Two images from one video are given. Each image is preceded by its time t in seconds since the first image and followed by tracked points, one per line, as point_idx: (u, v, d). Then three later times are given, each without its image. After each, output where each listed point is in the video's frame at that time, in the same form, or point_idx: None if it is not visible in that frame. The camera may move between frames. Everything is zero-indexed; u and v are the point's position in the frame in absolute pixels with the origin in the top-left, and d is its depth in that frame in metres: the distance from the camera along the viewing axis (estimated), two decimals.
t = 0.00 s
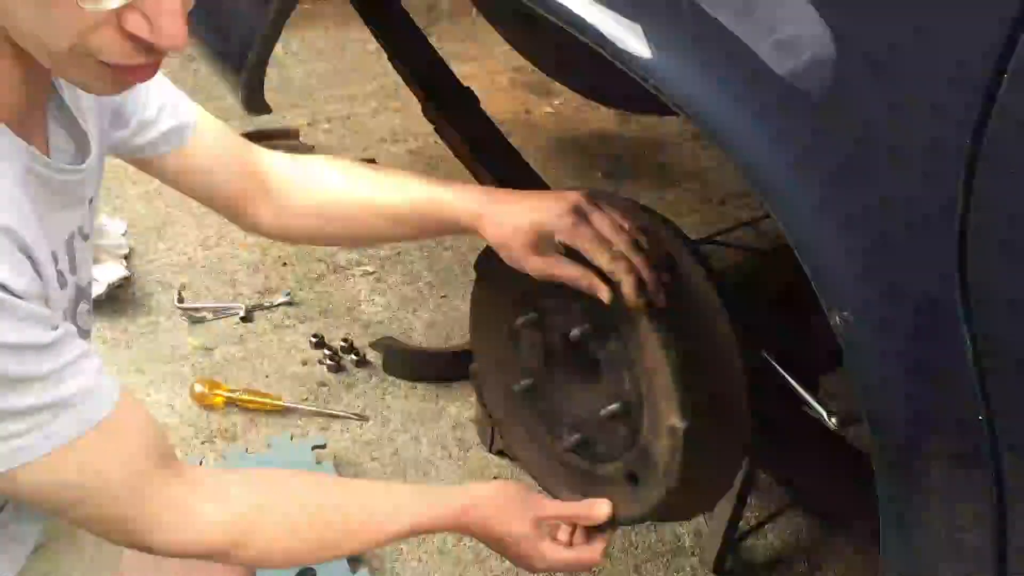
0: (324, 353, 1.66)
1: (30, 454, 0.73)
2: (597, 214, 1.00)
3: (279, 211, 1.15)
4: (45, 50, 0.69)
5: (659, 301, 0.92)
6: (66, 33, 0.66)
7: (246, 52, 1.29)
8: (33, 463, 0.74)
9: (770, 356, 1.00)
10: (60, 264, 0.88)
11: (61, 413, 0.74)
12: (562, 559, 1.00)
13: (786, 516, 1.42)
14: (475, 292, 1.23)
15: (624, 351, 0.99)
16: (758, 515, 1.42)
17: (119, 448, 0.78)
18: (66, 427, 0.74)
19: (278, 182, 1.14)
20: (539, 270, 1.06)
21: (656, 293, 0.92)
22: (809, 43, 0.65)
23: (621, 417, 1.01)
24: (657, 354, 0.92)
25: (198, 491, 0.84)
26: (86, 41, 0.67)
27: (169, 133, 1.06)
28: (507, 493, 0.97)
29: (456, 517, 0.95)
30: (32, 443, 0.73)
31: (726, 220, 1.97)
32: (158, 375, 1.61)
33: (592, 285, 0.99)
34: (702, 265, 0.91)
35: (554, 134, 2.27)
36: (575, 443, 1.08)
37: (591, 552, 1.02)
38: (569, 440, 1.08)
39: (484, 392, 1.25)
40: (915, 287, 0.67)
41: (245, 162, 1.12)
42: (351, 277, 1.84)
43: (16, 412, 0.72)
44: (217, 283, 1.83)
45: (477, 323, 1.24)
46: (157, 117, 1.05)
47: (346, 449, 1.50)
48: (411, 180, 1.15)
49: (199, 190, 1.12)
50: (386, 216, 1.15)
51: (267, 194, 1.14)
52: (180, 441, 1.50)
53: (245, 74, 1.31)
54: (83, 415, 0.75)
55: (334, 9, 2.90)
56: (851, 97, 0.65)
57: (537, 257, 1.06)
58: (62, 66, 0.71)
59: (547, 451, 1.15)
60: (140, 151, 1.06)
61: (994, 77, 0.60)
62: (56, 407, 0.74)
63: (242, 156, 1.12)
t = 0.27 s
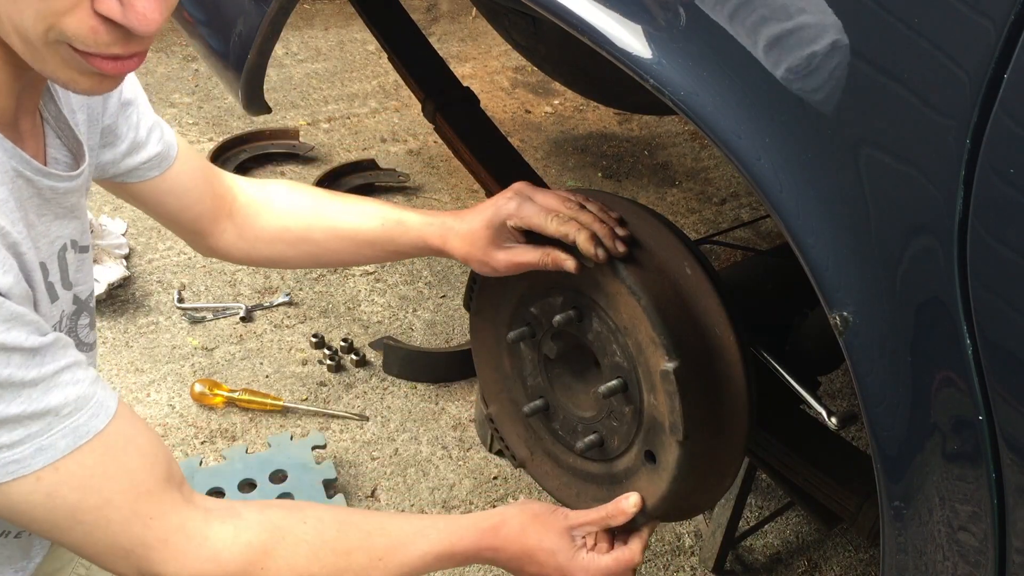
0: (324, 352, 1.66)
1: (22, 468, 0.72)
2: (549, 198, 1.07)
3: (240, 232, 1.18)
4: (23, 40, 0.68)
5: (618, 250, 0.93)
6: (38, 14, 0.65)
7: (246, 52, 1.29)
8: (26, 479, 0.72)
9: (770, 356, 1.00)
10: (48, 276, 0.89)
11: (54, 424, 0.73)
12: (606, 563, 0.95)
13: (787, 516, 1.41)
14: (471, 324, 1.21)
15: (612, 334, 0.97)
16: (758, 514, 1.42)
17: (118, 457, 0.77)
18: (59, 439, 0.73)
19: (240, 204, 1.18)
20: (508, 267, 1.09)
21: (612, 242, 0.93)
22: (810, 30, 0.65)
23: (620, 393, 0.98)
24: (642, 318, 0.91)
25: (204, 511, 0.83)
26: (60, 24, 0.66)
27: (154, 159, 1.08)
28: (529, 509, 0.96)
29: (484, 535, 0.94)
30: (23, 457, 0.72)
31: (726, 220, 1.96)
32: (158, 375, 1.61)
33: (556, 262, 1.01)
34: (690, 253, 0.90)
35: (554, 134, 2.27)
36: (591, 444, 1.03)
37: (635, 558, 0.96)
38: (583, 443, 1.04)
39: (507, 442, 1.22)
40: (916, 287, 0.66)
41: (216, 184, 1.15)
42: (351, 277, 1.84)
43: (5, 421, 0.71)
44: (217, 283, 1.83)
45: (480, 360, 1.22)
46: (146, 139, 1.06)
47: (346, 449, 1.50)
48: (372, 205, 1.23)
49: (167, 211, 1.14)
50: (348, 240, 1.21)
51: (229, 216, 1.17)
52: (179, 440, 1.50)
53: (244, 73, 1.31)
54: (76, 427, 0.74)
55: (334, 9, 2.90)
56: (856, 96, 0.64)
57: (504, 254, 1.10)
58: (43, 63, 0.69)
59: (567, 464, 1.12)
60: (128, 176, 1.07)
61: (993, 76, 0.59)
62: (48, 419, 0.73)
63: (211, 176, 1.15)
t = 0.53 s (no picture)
0: (324, 352, 1.66)
1: (27, 470, 0.72)
2: (522, 197, 1.08)
3: (224, 248, 1.19)
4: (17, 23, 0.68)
5: (591, 229, 0.94)
6: None
7: (246, 52, 1.29)
8: (29, 483, 0.72)
9: (769, 356, 1.00)
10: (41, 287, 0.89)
11: (57, 425, 0.74)
12: (625, 550, 0.94)
13: (786, 516, 1.41)
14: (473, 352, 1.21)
15: (602, 318, 0.97)
16: (758, 515, 1.42)
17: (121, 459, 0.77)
18: (64, 440, 0.74)
19: (226, 220, 1.19)
20: (493, 270, 1.10)
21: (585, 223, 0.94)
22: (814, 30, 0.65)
23: (617, 378, 0.96)
24: (626, 293, 0.91)
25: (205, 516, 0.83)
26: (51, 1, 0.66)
27: (150, 176, 1.08)
28: (541, 507, 0.96)
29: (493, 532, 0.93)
30: (28, 459, 0.72)
31: (726, 220, 1.96)
32: (158, 375, 1.61)
33: (538, 257, 1.02)
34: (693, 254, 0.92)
35: (554, 134, 2.27)
36: (599, 441, 1.02)
37: (654, 544, 0.95)
38: (592, 439, 1.02)
39: (522, 460, 1.21)
40: (916, 288, 0.66)
41: (204, 201, 1.16)
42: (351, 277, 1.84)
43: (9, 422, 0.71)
44: (217, 283, 1.83)
45: (487, 388, 1.23)
46: (144, 155, 1.06)
47: (345, 449, 1.50)
48: (358, 223, 1.24)
49: (156, 229, 1.14)
50: (333, 259, 1.22)
51: (214, 231, 1.17)
52: (179, 440, 1.50)
53: (244, 74, 1.31)
54: (80, 428, 0.75)
55: (334, 9, 2.90)
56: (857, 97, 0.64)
57: (487, 258, 1.11)
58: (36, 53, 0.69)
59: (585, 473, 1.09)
60: (125, 195, 1.07)
61: (993, 76, 0.59)
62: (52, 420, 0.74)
63: (199, 190, 1.15)
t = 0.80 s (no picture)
0: (324, 352, 1.66)
1: (30, 484, 0.72)
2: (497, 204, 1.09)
3: (214, 264, 1.18)
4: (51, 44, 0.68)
5: (563, 217, 0.97)
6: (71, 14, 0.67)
7: (246, 52, 1.29)
8: (34, 495, 0.73)
9: (769, 356, 1.00)
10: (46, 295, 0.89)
11: (62, 437, 0.74)
12: (640, 529, 0.91)
13: (786, 516, 1.41)
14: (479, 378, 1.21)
15: (590, 307, 0.97)
16: (758, 514, 1.42)
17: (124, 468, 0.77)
18: (68, 453, 0.74)
19: (216, 236, 1.18)
20: (479, 278, 1.09)
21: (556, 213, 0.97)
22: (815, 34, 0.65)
23: (611, 363, 0.96)
24: (603, 269, 0.92)
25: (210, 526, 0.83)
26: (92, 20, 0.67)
27: (146, 191, 1.07)
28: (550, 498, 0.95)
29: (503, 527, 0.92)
30: (32, 472, 0.72)
31: (726, 220, 1.96)
32: (158, 375, 1.61)
33: (519, 256, 1.02)
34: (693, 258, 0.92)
35: (554, 134, 2.27)
36: (606, 434, 1.00)
37: (670, 524, 0.92)
38: (598, 433, 1.01)
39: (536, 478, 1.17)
40: (916, 288, 0.66)
41: (194, 215, 1.16)
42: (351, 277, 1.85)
43: (11, 435, 0.71)
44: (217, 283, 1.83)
45: (498, 415, 1.21)
46: (142, 170, 1.06)
47: (345, 449, 1.50)
48: (351, 244, 1.23)
49: (145, 241, 1.13)
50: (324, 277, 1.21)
51: (204, 246, 1.17)
52: (179, 440, 1.50)
53: (244, 74, 1.31)
54: (85, 439, 0.75)
55: (334, 9, 2.90)
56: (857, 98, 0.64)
57: (473, 267, 1.10)
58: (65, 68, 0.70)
59: (602, 475, 1.07)
60: (119, 208, 1.06)
61: (993, 76, 0.59)
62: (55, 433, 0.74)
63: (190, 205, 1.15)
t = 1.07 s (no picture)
0: (324, 352, 1.66)
1: (41, 499, 0.73)
2: (498, 202, 1.09)
3: (215, 247, 1.18)
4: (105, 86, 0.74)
5: (565, 217, 0.97)
6: (134, 64, 0.73)
7: (246, 51, 1.29)
8: (45, 510, 0.73)
9: (769, 356, 1.00)
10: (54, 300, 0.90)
11: (68, 450, 0.74)
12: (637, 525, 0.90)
13: (787, 516, 1.41)
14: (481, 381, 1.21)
15: (589, 306, 0.97)
16: (759, 515, 1.42)
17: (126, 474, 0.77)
18: (75, 466, 0.74)
19: (219, 219, 1.18)
20: (479, 275, 1.09)
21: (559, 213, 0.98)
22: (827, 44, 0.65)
23: (611, 362, 0.96)
24: (600, 267, 0.92)
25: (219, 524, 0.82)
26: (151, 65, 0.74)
27: (144, 177, 1.07)
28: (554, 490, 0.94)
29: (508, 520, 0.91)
30: (41, 489, 0.73)
31: (726, 220, 1.96)
32: (158, 375, 1.61)
33: (520, 256, 1.02)
34: (690, 254, 0.92)
35: (554, 134, 2.27)
36: (606, 434, 1.00)
37: (670, 525, 0.91)
38: (598, 432, 1.01)
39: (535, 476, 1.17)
40: (916, 288, 0.66)
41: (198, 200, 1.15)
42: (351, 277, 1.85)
43: (18, 453, 0.72)
44: (217, 283, 1.83)
45: (497, 414, 1.21)
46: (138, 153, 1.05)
47: (345, 449, 1.50)
48: (351, 231, 1.24)
49: (149, 225, 1.13)
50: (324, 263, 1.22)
51: (207, 230, 1.17)
52: (179, 440, 1.50)
53: (244, 73, 1.31)
54: (91, 451, 0.76)
55: (335, 9, 2.90)
56: (859, 99, 0.64)
57: (473, 266, 1.10)
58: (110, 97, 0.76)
59: (602, 475, 1.07)
60: (121, 194, 1.05)
61: (993, 75, 0.59)
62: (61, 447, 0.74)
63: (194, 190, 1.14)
